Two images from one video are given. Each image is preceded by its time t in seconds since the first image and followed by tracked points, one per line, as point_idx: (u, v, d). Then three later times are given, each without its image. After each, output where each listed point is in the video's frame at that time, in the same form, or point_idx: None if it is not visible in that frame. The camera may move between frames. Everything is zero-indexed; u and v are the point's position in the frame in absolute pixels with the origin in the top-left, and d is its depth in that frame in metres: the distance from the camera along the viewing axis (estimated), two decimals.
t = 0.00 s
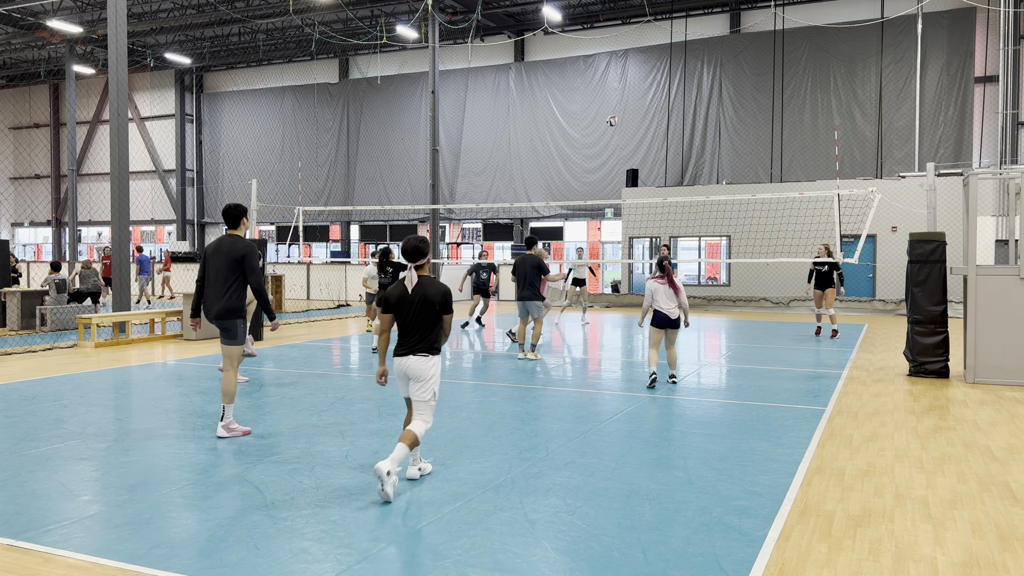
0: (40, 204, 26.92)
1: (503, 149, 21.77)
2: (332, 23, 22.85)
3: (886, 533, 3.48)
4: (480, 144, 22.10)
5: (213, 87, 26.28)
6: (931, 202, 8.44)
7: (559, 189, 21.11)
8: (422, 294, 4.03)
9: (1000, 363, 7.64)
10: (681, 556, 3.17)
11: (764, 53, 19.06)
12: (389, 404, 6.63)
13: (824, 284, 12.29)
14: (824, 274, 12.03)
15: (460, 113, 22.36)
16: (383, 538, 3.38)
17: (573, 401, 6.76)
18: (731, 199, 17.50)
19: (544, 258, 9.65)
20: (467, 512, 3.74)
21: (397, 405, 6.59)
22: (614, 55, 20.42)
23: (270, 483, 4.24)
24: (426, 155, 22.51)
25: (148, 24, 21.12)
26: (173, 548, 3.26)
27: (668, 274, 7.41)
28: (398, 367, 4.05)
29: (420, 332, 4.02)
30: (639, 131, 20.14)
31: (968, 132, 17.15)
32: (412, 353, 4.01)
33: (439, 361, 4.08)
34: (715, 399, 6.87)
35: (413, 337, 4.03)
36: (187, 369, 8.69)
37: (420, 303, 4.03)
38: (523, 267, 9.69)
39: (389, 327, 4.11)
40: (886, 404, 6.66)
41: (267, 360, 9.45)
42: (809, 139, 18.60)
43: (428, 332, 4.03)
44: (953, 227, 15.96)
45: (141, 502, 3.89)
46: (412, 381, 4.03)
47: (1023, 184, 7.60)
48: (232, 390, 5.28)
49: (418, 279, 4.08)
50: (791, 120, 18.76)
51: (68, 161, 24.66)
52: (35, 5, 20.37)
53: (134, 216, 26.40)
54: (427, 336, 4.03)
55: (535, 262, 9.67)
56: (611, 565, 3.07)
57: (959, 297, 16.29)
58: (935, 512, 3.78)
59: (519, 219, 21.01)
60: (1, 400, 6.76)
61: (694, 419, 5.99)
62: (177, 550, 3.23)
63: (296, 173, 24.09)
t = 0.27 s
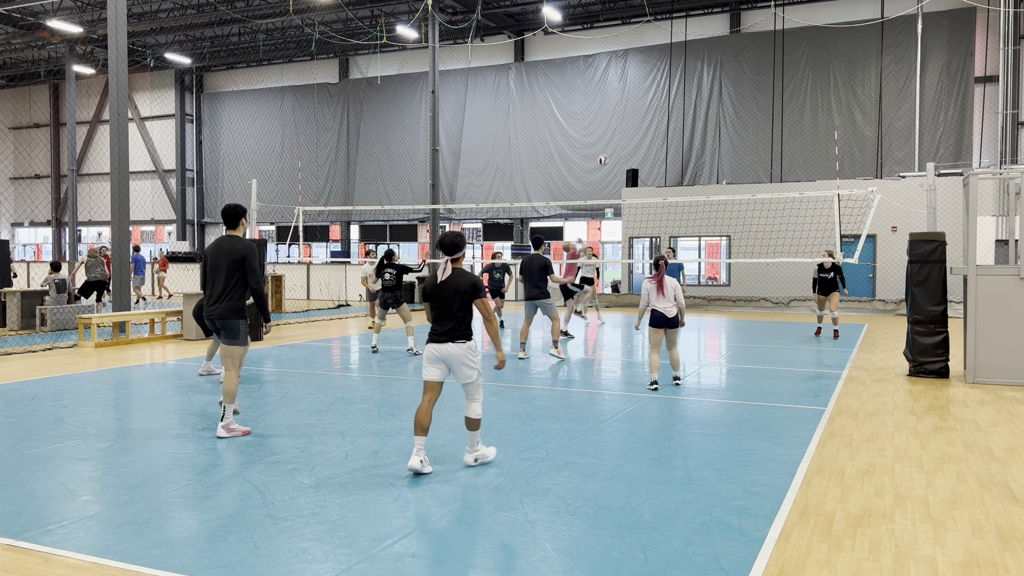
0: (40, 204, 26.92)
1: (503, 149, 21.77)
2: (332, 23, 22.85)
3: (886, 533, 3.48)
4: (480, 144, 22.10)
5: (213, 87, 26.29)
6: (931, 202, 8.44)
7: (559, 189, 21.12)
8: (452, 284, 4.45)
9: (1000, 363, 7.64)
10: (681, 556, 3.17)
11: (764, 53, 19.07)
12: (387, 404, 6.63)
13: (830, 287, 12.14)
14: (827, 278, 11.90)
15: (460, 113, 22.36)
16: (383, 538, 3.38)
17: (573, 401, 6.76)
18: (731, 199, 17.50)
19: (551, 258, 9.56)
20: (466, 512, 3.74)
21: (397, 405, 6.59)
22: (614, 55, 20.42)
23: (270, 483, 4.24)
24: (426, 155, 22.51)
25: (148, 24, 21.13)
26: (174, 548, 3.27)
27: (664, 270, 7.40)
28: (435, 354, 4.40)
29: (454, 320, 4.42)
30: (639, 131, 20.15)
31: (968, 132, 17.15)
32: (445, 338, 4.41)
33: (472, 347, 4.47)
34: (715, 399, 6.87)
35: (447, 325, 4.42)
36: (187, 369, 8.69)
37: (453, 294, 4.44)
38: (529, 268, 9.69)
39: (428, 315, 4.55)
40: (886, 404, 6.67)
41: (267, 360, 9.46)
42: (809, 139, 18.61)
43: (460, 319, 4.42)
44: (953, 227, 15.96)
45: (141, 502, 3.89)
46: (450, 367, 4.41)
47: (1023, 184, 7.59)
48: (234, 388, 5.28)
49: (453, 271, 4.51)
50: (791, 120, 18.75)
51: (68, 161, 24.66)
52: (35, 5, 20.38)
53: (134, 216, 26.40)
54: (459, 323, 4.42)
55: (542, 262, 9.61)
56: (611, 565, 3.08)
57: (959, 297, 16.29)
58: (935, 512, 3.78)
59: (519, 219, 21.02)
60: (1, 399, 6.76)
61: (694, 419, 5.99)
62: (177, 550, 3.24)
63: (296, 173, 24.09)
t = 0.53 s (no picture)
0: (40, 204, 26.93)
1: (503, 149, 21.77)
2: (332, 23, 22.85)
3: (886, 533, 3.48)
4: (480, 144, 22.10)
5: (213, 87, 26.29)
6: (931, 202, 8.44)
7: (559, 189, 21.12)
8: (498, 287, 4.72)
9: (1000, 363, 7.64)
10: (681, 556, 3.17)
11: (764, 53, 19.07)
12: (387, 404, 6.63)
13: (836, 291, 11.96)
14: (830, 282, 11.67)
15: (460, 113, 22.36)
16: (383, 538, 3.38)
17: (573, 401, 6.76)
18: (731, 198, 17.50)
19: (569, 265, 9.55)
20: (466, 512, 3.74)
21: (396, 405, 6.59)
22: (614, 55, 20.42)
23: (270, 483, 4.24)
24: (426, 155, 22.50)
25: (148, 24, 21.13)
26: (174, 548, 3.26)
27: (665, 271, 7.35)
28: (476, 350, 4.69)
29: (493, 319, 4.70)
30: (639, 131, 20.15)
31: (968, 132, 17.15)
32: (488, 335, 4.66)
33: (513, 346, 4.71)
34: (715, 399, 6.86)
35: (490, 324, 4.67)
36: (187, 369, 8.69)
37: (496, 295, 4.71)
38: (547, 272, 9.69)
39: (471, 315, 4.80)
40: (886, 404, 6.66)
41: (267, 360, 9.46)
42: (809, 139, 18.61)
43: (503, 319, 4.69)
44: (953, 228, 15.96)
45: (141, 502, 3.89)
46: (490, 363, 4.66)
47: (1023, 183, 7.59)
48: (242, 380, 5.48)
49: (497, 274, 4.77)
50: (791, 120, 18.75)
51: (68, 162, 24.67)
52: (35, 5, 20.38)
53: (134, 216, 26.40)
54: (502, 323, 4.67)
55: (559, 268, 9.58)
56: (611, 565, 3.08)
57: (959, 297, 16.29)
58: (935, 512, 3.78)
59: (519, 219, 21.02)
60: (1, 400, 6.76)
61: (694, 419, 5.99)
62: (177, 550, 3.23)
63: (296, 173, 24.09)
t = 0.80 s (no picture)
0: (40, 204, 26.93)
1: (503, 149, 21.78)
2: (332, 23, 22.85)
3: (886, 533, 3.48)
4: (480, 144, 22.10)
5: (213, 87, 26.28)
6: (931, 202, 8.44)
7: (559, 189, 21.12)
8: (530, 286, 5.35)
9: (1000, 363, 7.64)
10: (681, 556, 3.17)
11: (764, 53, 19.07)
12: (387, 404, 6.64)
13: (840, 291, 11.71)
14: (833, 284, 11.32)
15: (460, 113, 22.37)
16: (383, 538, 3.38)
17: (573, 401, 6.76)
18: (731, 198, 17.50)
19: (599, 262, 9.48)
20: (466, 512, 3.74)
21: (396, 405, 6.59)
22: (614, 55, 20.43)
23: (270, 483, 4.24)
24: (426, 156, 22.51)
25: (148, 24, 21.13)
26: (174, 548, 3.26)
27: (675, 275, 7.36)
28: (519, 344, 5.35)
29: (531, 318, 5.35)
30: (639, 131, 20.15)
31: (968, 132, 17.15)
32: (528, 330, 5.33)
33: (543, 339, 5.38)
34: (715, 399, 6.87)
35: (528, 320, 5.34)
36: (187, 369, 8.69)
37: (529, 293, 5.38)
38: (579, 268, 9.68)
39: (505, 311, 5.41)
40: (886, 404, 6.66)
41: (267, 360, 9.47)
42: (809, 139, 18.61)
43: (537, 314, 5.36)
44: (953, 228, 15.96)
45: (141, 502, 3.89)
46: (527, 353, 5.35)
47: (1023, 184, 7.59)
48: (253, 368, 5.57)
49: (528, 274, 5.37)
50: (791, 120, 18.75)
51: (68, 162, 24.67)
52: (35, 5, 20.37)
53: (134, 216, 26.40)
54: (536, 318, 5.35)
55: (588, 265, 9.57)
56: (611, 565, 3.08)
57: (959, 297, 16.29)
58: (935, 512, 3.78)
59: (519, 219, 21.01)
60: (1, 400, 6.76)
61: (694, 419, 5.99)
62: (177, 550, 3.23)
63: (296, 173, 24.10)
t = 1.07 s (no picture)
0: (40, 204, 26.93)
1: (503, 149, 21.78)
2: (332, 23, 22.86)
3: (886, 533, 3.48)
4: (480, 144, 22.10)
5: (213, 87, 26.28)
6: (931, 202, 8.44)
7: (559, 189, 21.11)
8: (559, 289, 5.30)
9: (1000, 363, 7.64)
10: (681, 556, 3.17)
11: (764, 53, 19.07)
12: (387, 404, 6.64)
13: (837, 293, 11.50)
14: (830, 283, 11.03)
15: (460, 113, 22.37)
16: (383, 538, 3.38)
17: (573, 402, 6.76)
18: (731, 198, 17.50)
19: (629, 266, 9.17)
20: (466, 512, 3.74)
21: (396, 405, 6.59)
22: (614, 55, 20.43)
23: (270, 483, 4.24)
24: (426, 155, 22.50)
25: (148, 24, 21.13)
26: (174, 548, 3.26)
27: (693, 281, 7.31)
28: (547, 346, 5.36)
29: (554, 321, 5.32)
30: (639, 131, 20.14)
31: (968, 132, 17.14)
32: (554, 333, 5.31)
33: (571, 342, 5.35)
34: (716, 399, 6.87)
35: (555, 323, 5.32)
36: (187, 369, 8.68)
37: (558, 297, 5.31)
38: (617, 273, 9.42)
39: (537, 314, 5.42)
40: (886, 404, 6.67)
41: (267, 360, 9.47)
42: (809, 139, 18.61)
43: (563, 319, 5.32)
44: (953, 228, 15.96)
45: (141, 502, 3.89)
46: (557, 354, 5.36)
47: (1023, 184, 7.59)
48: (253, 389, 5.26)
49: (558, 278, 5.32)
50: (791, 120, 18.76)
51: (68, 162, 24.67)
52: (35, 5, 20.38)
53: (134, 216, 26.40)
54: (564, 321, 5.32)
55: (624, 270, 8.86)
56: (611, 565, 3.07)
57: (959, 297, 16.29)
58: (935, 512, 3.78)
59: (519, 219, 21.01)
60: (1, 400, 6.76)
61: (694, 419, 5.99)
62: (177, 550, 3.23)
63: (296, 173, 24.10)
